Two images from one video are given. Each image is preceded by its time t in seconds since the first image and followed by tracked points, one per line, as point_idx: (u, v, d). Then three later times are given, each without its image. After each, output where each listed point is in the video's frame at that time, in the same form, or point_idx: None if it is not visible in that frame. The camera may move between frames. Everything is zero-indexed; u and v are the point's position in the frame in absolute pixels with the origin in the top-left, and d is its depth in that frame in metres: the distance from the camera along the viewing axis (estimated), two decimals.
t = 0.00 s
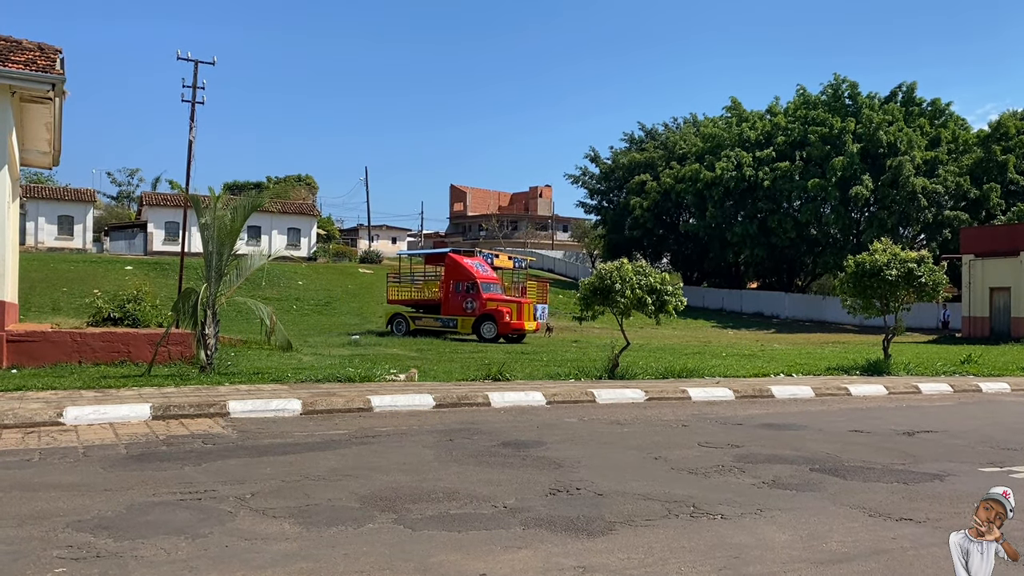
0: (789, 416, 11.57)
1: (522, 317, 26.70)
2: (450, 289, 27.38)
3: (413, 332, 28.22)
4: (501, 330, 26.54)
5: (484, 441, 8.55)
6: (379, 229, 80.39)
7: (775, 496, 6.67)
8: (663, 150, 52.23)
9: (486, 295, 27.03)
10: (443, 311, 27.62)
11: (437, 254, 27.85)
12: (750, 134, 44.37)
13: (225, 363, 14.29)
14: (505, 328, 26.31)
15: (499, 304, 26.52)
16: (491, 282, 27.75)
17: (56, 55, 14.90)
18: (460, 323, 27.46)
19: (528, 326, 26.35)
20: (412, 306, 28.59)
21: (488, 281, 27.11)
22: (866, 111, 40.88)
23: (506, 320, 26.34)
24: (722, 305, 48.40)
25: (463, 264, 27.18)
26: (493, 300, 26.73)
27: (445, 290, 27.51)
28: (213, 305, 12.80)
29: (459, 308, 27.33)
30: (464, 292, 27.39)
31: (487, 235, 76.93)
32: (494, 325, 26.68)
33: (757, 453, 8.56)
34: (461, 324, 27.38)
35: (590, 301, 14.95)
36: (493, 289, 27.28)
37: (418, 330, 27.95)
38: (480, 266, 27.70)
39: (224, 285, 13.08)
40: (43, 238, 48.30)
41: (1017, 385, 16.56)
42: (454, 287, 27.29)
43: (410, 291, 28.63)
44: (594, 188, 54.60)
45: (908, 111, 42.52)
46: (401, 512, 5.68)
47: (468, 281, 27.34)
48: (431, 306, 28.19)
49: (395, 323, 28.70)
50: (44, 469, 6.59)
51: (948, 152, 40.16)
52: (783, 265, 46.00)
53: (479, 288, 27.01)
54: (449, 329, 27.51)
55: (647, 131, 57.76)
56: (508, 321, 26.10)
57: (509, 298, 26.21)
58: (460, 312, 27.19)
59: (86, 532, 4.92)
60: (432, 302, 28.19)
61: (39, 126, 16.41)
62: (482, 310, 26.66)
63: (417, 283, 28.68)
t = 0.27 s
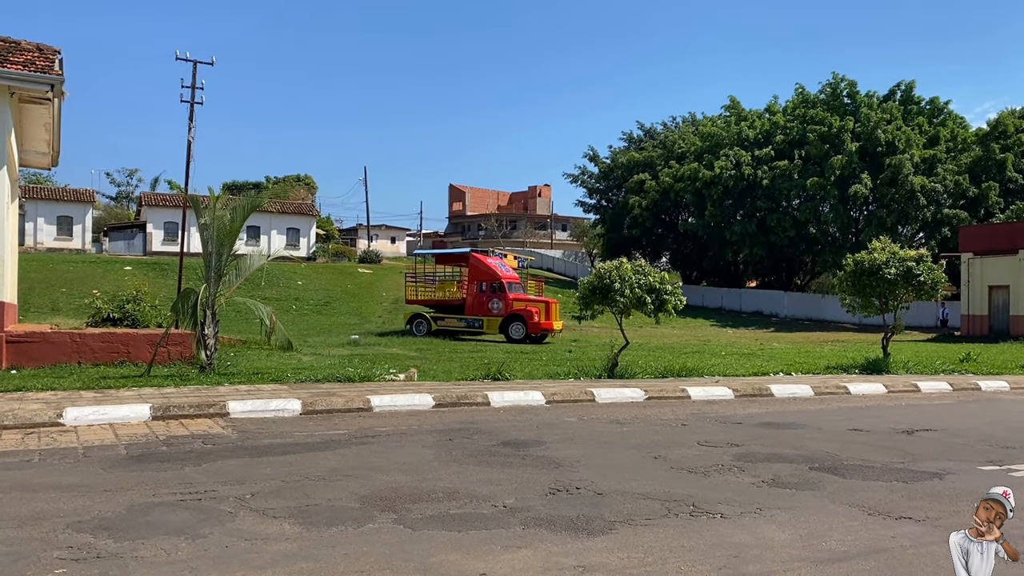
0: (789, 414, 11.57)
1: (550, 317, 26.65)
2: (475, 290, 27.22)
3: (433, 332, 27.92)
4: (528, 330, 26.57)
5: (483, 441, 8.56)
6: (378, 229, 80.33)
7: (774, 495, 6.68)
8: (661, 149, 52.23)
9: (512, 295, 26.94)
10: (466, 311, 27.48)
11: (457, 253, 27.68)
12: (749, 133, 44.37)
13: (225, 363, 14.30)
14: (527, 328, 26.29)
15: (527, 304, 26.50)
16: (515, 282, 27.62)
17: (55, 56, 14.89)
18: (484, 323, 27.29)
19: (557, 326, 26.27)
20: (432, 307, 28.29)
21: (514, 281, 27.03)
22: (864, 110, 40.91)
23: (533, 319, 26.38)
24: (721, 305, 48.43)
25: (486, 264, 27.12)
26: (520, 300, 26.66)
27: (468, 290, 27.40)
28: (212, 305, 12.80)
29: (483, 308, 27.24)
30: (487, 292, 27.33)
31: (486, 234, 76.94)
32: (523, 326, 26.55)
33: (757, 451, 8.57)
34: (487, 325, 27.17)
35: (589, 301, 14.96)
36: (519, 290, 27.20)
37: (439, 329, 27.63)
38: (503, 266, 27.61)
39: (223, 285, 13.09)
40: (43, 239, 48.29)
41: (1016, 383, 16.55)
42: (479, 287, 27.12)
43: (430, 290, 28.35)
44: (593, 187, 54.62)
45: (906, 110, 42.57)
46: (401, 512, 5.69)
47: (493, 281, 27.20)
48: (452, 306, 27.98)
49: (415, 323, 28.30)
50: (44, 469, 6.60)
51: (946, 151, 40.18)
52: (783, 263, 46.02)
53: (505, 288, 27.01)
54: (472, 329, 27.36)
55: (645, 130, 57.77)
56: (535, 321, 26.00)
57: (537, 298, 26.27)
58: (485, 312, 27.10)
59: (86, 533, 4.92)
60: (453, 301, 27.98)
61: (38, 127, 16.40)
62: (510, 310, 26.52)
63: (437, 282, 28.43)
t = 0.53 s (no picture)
0: (787, 413, 11.58)
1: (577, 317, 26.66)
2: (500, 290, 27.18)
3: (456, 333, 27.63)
4: (556, 330, 26.57)
5: (482, 440, 8.56)
6: (377, 228, 80.26)
7: (773, 494, 6.69)
8: (660, 148, 52.22)
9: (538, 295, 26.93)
10: (490, 312, 27.40)
11: (480, 253, 27.66)
12: (747, 132, 44.36)
13: (224, 363, 14.31)
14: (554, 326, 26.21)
15: (554, 304, 26.50)
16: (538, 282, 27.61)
17: (52, 56, 14.87)
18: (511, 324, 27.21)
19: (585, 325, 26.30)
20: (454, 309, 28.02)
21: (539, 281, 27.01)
22: (863, 108, 40.94)
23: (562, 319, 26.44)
24: (719, 303, 48.47)
25: (512, 264, 27.16)
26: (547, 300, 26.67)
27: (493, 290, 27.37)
28: (211, 305, 12.80)
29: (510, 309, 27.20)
30: (512, 292, 27.33)
31: (484, 233, 76.95)
32: (550, 326, 26.53)
33: (756, 450, 8.58)
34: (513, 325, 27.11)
35: (588, 300, 14.98)
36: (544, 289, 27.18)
37: (463, 330, 27.34)
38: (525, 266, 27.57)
39: (222, 285, 13.08)
40: (41, 239, 48.25)
41: (1015, 381, 16.57)
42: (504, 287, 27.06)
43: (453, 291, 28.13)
44: (592, 186, 54.64)
45: (904, 108, 42.61)
46: (400, 511, 5.69)
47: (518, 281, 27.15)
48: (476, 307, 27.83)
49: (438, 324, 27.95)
50: (43, 470, 6.59)
51: (944, 149, 40.23)
52: (781, 261, 46.05)
53: (531, 288, 27.05)
54: (497, 330, 27.25)
55: (644, 129, 57.77)
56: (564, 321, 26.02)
57: (565, 298, 26.34)
58: (511, 313, 27.05)
59: (86, 533, 4.92)
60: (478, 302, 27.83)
61: (36, 127, 16.39)
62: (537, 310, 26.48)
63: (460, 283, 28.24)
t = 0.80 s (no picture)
0: (785, 411, 11.59)
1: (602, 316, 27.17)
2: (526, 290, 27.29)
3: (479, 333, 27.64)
4: (583, 330, 26.97)
5: (480, 439, 8.56)
6: (374, 227, 80.22)
7: (771, 492, 6.69)
8: (657, 147, 52.18)
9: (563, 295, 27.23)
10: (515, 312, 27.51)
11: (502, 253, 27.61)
12: (745, 131, 44.32)
13: (221, 363, 14.29)
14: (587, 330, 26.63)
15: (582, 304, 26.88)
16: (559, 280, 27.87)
17: (49, 55, 14.84)
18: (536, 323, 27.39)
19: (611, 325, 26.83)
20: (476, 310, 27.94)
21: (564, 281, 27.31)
22: (860, 107, 40.96)
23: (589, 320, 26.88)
24: (717, 302, 48.51)
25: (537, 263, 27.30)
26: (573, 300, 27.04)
27: (519, 289, 27.45)
28: (208, 305, 12.78)
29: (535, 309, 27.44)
30: (536, 292, 27.51)
31: (482, 233, 76.93)
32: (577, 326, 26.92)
33: (753, 448, 8.59)
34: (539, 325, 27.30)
35: (586, 298, 14.99)
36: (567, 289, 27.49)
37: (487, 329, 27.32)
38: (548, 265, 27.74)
39: (220, 285, 13.06)
40: (38, 239, 48.16)
41: (1012, 379, 16.60)
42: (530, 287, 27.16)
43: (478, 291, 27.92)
44: (589, 185, 54.62)
45: (901, 106, 42.65)
46: (398, 511, 5.69)
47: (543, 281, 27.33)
48: (500, 307, 27.93)
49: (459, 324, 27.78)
50: (41, 470, 6.58)
51: (942, 148, 40.29)
52: (779, 260, 46.07)
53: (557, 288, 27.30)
54: (523, 329, 27.51)
55: (641, 128, 57.75)
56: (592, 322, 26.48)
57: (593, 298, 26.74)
58: (538, 312, 27.27)
59: (84, 533, 4.92)
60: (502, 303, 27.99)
61: (33, 126, 16.35)
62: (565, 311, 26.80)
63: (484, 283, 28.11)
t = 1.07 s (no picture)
0: (781, 409, 11.61)
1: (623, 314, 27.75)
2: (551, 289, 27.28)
3: (502, 333, 27.53)
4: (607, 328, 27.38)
5: (477, 438, 8.55)
6: (370, 227, 80.13)
7: (767, 490, 6.70)
8: (653, 145, 52.17)
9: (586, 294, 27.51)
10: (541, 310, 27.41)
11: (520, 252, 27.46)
12: (741, 129, 44.30)
13: (217, 362, 14.26)
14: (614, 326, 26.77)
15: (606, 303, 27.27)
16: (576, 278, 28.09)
17: (43, 54, 14.80)
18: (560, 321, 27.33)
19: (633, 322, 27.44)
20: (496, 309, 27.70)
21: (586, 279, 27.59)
22: (856, 105, 41.01)
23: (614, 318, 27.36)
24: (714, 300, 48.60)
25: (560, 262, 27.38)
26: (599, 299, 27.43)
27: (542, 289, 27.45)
28: (204, 304, 12.76)
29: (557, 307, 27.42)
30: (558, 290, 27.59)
31: (479, 231, 76.91)
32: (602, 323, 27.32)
33: (750, 446, 8.60)
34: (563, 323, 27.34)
35: (583, 297, 14.97)
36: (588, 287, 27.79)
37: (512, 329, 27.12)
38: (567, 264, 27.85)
39: (215, 284, 13.03)
40: (33, 238, 48.04)
41: (1008, 377, 16.64)
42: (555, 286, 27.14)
43: (502, 291, 27.61)
44: (586, 184, 54.62)
45: (897, 105, 42.72)
46: (394, 510, 5.68)
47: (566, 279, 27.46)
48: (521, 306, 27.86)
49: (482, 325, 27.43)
50: (35, 470, 6.56)
51: (937, 146, 40.37)
52: (775, 258, 46.09)
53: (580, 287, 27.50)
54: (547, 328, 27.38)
55: (638, 126, 57.73)
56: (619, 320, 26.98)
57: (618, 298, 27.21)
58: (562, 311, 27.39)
59: (78, 533, 4.90)
60: (524, 303, 27.98)
61: (28, 126, 16.31)
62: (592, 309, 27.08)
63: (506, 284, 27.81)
